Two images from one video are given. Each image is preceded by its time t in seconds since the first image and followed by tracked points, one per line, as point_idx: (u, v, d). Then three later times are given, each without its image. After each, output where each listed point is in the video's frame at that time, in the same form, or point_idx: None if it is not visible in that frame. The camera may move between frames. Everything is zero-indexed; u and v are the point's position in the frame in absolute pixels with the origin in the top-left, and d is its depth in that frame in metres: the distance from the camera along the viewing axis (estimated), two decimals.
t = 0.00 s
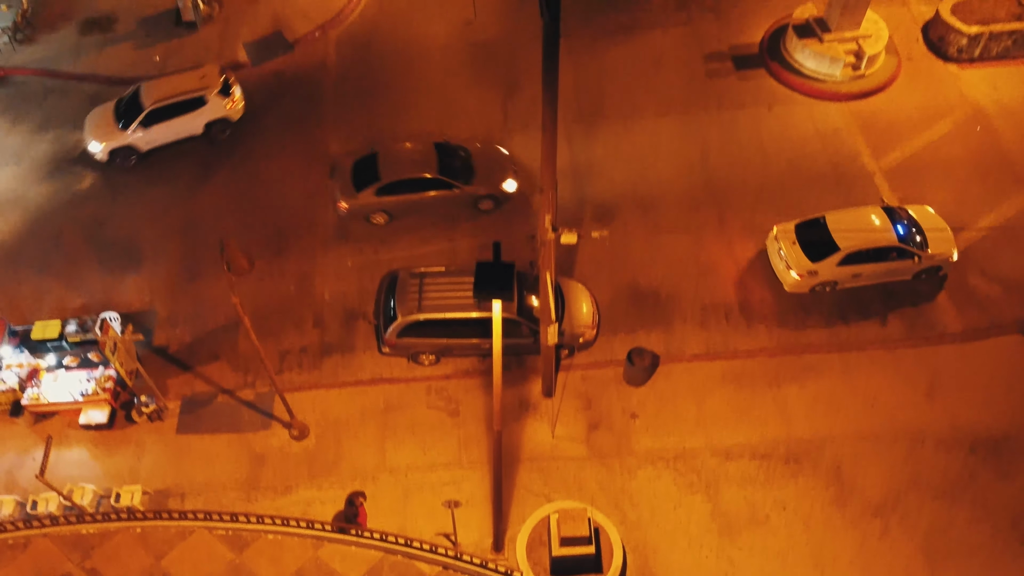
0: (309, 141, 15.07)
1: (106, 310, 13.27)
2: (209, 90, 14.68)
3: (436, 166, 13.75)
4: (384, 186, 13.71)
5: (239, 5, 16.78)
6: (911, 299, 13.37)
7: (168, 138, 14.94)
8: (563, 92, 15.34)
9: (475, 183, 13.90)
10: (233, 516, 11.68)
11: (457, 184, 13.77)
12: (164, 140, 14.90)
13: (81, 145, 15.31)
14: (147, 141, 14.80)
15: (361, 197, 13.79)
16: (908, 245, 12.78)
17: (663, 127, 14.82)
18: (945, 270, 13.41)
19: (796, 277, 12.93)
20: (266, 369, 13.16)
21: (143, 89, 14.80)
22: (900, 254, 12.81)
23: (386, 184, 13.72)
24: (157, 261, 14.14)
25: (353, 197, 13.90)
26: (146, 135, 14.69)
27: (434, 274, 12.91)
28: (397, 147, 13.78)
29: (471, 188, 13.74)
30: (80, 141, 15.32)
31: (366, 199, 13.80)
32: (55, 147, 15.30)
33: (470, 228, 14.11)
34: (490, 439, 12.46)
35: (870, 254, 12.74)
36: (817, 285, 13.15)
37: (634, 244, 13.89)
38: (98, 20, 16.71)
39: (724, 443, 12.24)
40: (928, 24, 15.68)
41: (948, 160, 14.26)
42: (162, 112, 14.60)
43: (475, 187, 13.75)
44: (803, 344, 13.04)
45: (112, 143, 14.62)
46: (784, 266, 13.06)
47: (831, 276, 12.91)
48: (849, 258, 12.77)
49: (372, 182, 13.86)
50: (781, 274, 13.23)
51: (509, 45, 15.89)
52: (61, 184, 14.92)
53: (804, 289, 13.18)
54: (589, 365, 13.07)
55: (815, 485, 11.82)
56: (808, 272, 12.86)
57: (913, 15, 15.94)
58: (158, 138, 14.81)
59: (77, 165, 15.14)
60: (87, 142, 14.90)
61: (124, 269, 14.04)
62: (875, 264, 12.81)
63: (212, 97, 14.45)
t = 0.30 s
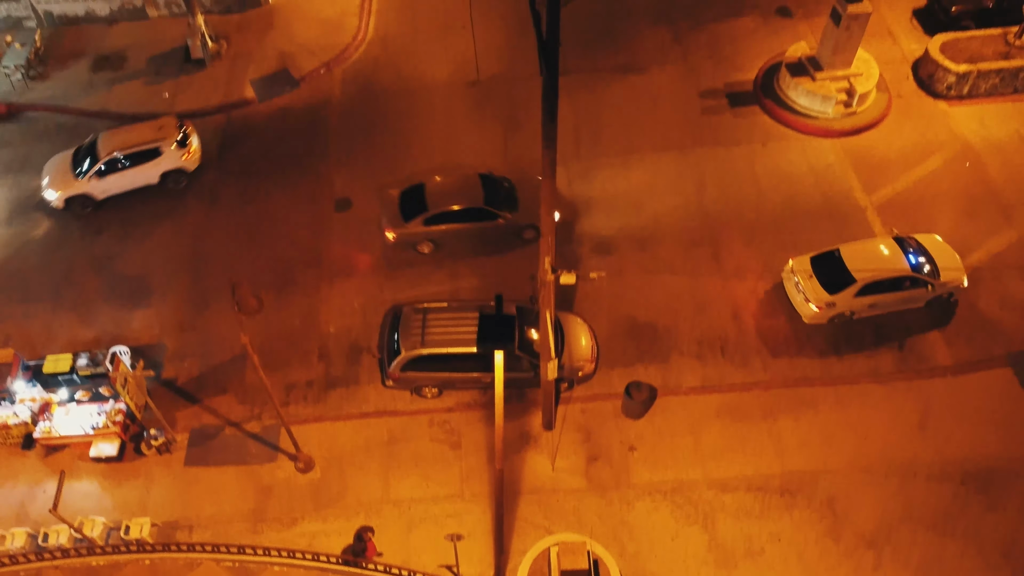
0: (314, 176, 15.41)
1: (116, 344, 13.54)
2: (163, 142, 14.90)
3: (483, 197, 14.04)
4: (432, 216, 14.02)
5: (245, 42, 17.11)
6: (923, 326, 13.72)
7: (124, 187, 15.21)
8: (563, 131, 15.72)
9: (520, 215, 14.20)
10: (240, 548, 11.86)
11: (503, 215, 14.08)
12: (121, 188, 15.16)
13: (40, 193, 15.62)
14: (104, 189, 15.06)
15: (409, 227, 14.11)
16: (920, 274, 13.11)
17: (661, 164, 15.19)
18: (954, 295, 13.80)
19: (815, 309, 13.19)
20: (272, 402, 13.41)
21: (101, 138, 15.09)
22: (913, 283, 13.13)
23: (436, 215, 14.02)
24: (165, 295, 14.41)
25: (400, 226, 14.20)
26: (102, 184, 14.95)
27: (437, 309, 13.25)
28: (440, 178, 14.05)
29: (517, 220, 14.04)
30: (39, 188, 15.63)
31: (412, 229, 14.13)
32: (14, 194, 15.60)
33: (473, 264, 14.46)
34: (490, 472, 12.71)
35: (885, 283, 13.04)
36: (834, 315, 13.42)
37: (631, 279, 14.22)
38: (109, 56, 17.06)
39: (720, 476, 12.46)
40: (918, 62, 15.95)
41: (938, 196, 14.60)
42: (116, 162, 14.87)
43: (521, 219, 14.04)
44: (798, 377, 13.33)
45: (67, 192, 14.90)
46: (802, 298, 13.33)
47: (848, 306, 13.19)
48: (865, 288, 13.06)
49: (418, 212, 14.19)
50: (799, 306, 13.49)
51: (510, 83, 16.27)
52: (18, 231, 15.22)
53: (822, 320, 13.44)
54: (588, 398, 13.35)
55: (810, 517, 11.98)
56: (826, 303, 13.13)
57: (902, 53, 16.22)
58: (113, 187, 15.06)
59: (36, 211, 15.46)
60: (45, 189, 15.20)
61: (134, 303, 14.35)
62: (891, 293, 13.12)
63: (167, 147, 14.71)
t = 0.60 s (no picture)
0: (319, 212, 15.79)
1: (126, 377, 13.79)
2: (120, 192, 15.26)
3: (522, 227, 14.32)
4: (475, 245, 14.27)
5: (252, 77, 17.46)
6: (935, 352, 14.03)
7: (80, 235, 15.51)
8: (563, 167, 16.08)
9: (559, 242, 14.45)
10: None
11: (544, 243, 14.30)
12: (74, 237, 15.46)
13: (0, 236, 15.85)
14: (58, 237, 15.35)
15: (451, 256, 14.37)
16: (934, 302, 13.35)
17: (658, 199, 15.55)
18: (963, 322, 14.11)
19: (832, 338, 13.37)
20: (278, 434, 13.63)
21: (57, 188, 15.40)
22: (927, 311, 13.37)
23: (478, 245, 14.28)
24: (173, 330, 14.76)
25: (442, 256, 14.44)
26: (57, 232, 15.23)
27: (439, 343, 13.54)
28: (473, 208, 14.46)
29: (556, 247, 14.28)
30: None
31: (454, 258, 14.35)
32: None
33: (475, 297, 14.70)
34: (491, 504, 12.94)
35: (900, 313, 13.25)
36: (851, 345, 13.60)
37: (629, 313, 14.52)
38: (119, 92, 17.49)
39: (717, 507, 12.65)
40: (909, 98, 16.32)
41: (930, 230, 14.88)
42: (72, 211, 15.18)
43: (561, 246, 14.28)
44: (793, 410, 13.55)
45: (22, 240, 15.15)
46: (819, 328, 13.50)
47: (865, 335, 13.38)
48: (881, 318, 13.26)
49: (461, 242, 14.45)
50: (816, 336, 13.67)
51: (510, 119, 16.68)
52: None
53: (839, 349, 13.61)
54: (587, 430, 13.58)
55: (805, 548, 12.16)
56: (843, 333, 13.31)
57: (893, 89, 16.61)
58: (68, 235, 15.36)
59: None
60: None
61: (144, 336, 14.69)
62: (906, 322, 13.33)
63: (124, 198, 15.09)
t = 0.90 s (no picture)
0: (323, 244, 16.06)
1: (133, 411, 14.01)
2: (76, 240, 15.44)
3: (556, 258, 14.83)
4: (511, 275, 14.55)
5: (258, 112, 17.86)
6: (949, 378, 14.20)
7: (36, 279, 15.72)
8: (562, 198, 16.35)
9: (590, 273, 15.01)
10: None
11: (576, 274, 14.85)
12: (30, 280, 15.67)
13: None
14: (13, 280, 15.56)
15: (487, 286, 14.59)
16: (946, 330, 13.61)
17: (654, 233, 15.87)
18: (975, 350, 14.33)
19: (848, 367, 13.61)
20: (283, 466, 13.77)
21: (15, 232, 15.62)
22: (940, 339, 13.61)
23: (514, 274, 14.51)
24: (180, 362, 14.96)
25: (479, 286, 14.69)
26: (12, 276, 15.46)
27: (441, 377, 13.71)
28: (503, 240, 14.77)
29: (589, 277, 14.83)
30: None
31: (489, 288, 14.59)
32: None
33: (476, 329, 14.87)
34: (493, 536, 12.98)
35: (914, 340, 13.50)
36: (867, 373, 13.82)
37: (627, 345, 14.77)
38: (128, 127, 17.88)
39: (714, 539, 12.73)
40: (900, 133, 16.72)
41: (922, 263, 15.15)
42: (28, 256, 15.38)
43: (593, 276, 14.86)
44: (787, 441, 13.65)
45: None
46: (836, 357, 13.75)
47: (880, 363, 13.60)
48: (896, 346, 13.50)
49: (495, 272, 14.73)
50: (832, 365, 13.91)
51: (510, 154, 17.04)
52: None
53: (856, 378, 13.83)
54: (586, 462, 13.75)
55: None
56: (859, 361, 13.55)
57: (884, 124, 17.00)
58: (23, 279, 15.58)
59: None
60: None
61: (152, 368, 14.88)
62: (920, 349, 13.57)
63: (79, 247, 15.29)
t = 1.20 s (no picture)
0: (326, 278, 16.33)
1: (141, 444, 14.17)
2: (25, 286, 15.52)
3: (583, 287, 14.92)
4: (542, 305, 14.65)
5: (263, 146, 18.22)
6: (963, 403, 14.38)
7: None
8: (561, 231, 16.61)
9: (615, 303, 15.14)
10: None
11: (602, 304, 14.98)
12: None
13: None
14: None
15: (516, 316, 14.63)
16: (960, 358, 13.79)
17: (652, 267, 16.12)
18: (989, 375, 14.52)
19: (865, 396, 13.85)
20: (286, 499, 13.79)
21: None
22: (954, 367, 13.79)
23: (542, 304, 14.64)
24: (187, 395, 15.11)
25: (507, 315, 14.74)
26: None
27: (442, 412, 13.85)
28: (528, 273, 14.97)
29: (613, 307, 14.97)
30: None
31: (519, 317, 14.65)
32: None
33: (477, 362, 15.02)
34: (494, 569, 12.95)
35: (928, 370, 13.69)
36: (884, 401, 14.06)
37: (625, 379, 14.96)
38: (135, 161, 18.27)
39: (714, 571, 12.67)
40: (891, 168, 17.07)
41: (915, 296, 15.38)
42: None
43: (620, 307, 15.00)
44: (785, 473, 13.68)
45: None
46: (853, 386, 13.97)
47: (896, 392, 13.81)
48: (911, 375, 13.70)
49: (525, 301, 14.82)
50: (849, 393, 14.16)
51: (508, 190, 17.40)
52: None
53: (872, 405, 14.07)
54: (585, 494, 13.74)
55: None
56: (875, 391, 13.77)
57: (877, 159, 17.35)
58: None
59: None
60: None
61: (160, 400, 15.05)
62: (935, 378, 13.75)
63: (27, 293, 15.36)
